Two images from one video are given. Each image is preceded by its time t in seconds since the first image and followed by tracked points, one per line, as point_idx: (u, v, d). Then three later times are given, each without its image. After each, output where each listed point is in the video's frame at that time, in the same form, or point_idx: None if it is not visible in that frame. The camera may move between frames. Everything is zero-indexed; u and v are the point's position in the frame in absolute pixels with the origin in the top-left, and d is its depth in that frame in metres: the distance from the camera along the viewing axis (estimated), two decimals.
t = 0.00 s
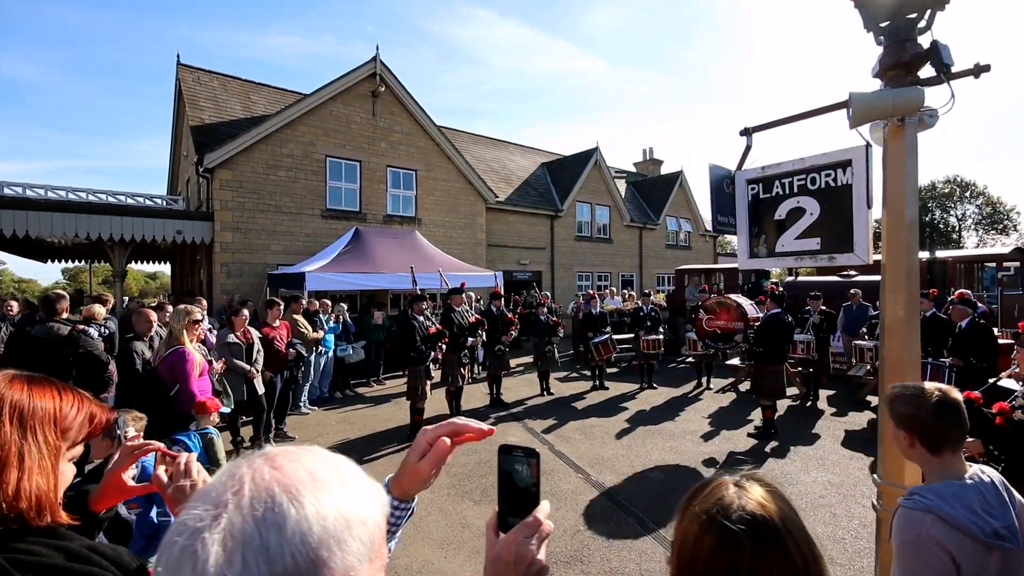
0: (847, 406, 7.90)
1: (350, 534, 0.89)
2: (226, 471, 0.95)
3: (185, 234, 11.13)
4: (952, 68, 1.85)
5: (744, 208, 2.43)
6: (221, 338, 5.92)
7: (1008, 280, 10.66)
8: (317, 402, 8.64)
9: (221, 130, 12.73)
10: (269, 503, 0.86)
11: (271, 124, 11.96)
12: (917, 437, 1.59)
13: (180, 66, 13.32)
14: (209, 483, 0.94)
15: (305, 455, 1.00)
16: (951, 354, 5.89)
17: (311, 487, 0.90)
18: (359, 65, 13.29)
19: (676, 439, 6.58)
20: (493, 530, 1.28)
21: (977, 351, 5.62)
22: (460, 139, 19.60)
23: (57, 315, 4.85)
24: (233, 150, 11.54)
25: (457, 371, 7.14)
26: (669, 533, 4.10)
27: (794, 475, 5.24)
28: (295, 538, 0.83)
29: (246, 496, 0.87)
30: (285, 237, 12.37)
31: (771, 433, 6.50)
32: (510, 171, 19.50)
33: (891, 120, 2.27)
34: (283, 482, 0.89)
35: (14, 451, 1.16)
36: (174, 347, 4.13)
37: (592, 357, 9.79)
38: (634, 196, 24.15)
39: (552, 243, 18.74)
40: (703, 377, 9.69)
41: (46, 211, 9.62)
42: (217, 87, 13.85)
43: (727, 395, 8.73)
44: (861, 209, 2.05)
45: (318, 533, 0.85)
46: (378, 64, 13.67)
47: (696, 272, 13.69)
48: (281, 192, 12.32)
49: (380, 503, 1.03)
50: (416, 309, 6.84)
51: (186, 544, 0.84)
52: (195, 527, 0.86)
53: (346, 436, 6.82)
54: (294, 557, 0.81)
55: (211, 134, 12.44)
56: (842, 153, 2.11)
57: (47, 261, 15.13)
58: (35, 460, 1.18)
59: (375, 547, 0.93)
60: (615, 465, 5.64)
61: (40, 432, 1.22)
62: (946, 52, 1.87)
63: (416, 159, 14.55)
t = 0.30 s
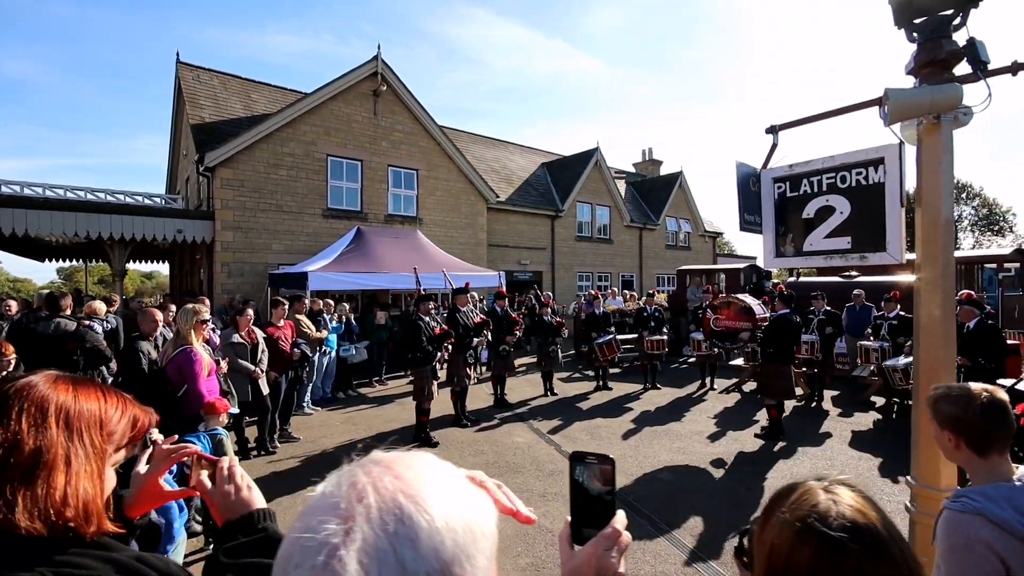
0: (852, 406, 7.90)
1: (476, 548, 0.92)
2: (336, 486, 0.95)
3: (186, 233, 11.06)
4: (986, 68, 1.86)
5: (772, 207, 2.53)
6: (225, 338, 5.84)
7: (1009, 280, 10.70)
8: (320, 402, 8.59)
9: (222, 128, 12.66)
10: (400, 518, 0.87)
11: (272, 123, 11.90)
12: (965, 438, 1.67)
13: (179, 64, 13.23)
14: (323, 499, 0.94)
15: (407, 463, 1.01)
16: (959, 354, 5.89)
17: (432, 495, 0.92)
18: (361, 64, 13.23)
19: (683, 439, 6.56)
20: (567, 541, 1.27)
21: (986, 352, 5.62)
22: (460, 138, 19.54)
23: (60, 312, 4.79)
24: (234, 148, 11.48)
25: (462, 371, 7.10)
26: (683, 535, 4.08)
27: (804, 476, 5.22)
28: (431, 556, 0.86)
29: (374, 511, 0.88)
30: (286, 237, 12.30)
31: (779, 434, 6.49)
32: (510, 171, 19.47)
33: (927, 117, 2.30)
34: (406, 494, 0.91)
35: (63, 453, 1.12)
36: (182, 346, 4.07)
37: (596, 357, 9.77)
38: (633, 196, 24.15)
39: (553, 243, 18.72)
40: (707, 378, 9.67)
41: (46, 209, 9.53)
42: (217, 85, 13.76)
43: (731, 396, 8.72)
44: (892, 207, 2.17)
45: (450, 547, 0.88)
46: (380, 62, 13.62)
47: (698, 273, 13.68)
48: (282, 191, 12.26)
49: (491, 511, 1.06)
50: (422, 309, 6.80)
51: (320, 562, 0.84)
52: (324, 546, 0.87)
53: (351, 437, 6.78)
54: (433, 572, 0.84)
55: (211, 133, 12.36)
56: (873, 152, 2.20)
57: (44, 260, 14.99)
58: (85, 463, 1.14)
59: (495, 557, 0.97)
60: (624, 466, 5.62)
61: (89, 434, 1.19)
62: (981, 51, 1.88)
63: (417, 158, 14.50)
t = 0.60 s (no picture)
0: (859, 405, 7.88)
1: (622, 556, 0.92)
2: (470, 500, 0.91)
3: (188, 233, 11.01)
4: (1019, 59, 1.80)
5: (800, 204, 2.57)
6: (231, 338, 5.79)
7: (1012, 280, 10.71)
8: (324, 402, 8.54)
9: (223, 128, 12.59)
10: (553, 533, 0.86)
11: (275, 122, 11.85)
12: (1009, 437, 1.81)
13: (180, 63, 13.15)
14: (461, 513, 0.89)
15: (531, 471, 0.99)
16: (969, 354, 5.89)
17: (572, 506, 0.91)
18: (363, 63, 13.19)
19: (691, 439, 6.53)
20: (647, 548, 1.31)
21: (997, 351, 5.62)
22: (461, 138, 19.49)
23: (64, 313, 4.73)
24: (236, 148, 11.42)
25: (469, 371, 7.06)
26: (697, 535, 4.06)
27: (814, 476, 5.20)
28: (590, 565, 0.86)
29: (525, 528, 0.86)
30: (288, 236, 12.25)
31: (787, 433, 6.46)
32: (511, 171, 19.44)
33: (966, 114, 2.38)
34: (551, 507, 0.89)
35: (118, 456, 1.08)
36: (193, 346, 4.02)
37: (601, 357, 9.74)
38: (634, 196, 24.14)
39: (554, 243, 18.69)
40: (712, 377, 9.64)
41: (47, 209, 9.46)
42: (217, 84, 13.69)
43: (737, 395, 8.70)
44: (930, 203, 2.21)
45: (603, 558, 0.88)
46: (382, 62, 13.58)
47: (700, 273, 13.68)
48: (284, 191, 12.20)
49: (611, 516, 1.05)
50: (430, 309, 6.76)
51: None
52: (484, 564, 0.81)
53: (358, 437, 6.75)
54: None
55: (213, 132, 12.31)
56: (906, 150, 2.27)
57: (42, 260, 14.88)
58: (139, 467, 1.10)
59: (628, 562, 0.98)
60: (634, 466, 5.60)
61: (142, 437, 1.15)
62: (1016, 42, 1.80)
63: (419, 158, 14.45)
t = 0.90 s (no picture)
0: (854, 404, 7.94)
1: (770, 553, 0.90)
2: (621, 529, 0.86)
3: (177, 231, 10.81)
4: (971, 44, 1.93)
5: (815, 205, 2.30)
6: (226, 339, 5.67)
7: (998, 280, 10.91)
8: (319, 403, 8.43)
9: (214, 124, 12.39)
10: (723, 566, 0.82)
11: (267, 119, 11.69)
12: None
13: (169, 58, 12.92)
14: (607, 547, 0.85)
15: (659, 491, 0.94)
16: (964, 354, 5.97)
17: (713, 522, 0.88)
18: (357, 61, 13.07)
19: (690, 439, 6.53)
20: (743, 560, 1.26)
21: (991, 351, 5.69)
22: (454, 137, 19.40)
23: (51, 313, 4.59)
24: (227, 145, 11.24)
25: (467, 371, 7.01)
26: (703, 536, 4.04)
27: (814, 475, 5.22)
28: None
29: (693, 560, 0.82)
30: (281, 235, 12.10)
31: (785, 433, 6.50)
32: (504, 171, 19.39)
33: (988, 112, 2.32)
34: (708, 535, 0.85)
35: (153, 469, 1.05)
36: (192, 346, 3.93)
37: (597, 357, 9.73)
38: (627, 196, 24.20)
39: (548, 243, 18.68)
40: (707, 377, 9.68)
41: (32, 206, 9.22)
42: (207, 80, 13.47)
43: (733, 395, 8.73)
44: (951, 203, 1.95)
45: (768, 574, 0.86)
46: (376, 59, 13.47)
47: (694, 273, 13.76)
48: (276, 189, 12.04)
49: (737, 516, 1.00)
50: (428, 309, 6.69)
51: None
52: None
53: (355, 438, 6.66)
54: None
55: (203, 129, 12.10)
56: (929, 146, 2.01)
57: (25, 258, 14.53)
58: (175, 481, 1.07)
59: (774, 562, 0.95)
60: (635, 466, 5.59)
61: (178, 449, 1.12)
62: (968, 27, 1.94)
63: (413, 157, 14.36)
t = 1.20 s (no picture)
0: (848, 401, 8.01)
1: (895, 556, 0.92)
2: (801, 565, 0.81)
3: (166, 230, 10.61)
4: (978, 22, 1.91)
5: (830, 203, 2.29)
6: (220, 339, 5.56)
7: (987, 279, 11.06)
8: (313, 404, 8.33)
9: (203, 121, 12.19)
10: None
11: (258, 116, 11.52)
12: None
13: (156, 53, 12.69)
14: None
15: (817, 513, 0.90)
16: (957, 351, 6.03)
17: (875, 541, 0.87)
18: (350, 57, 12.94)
19: (689, 438, 6.54)
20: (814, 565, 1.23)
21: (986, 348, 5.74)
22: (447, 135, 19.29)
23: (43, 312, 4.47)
24: (217, 142, 11.05)
25: (465, 371, 6.95)
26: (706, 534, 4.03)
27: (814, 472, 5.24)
28: None
29: None
30: (272, 234, 11.93)
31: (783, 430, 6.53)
32: (497, 169, 19.33)
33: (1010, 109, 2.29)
34: (873, 549, 0.85)
35: (191, 485, 1.05)
36: (194, 346, 3.88)
37: (593, 356, 9.71)
38: (619, 195, 24.24)
39: (541, 242, 18.65)
40: (703, 375, 9.70)
41: (15, 203, 8.99)
42: (196, 76, 13.25)
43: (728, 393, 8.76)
44: (971, 200, 1.94)
45: None
46: (369, 56, 13.35)
47: (688, 271, 13.81)
48: (268, 187, 11.87)
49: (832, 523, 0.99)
50: (426, 308, 6.62)
51: None
52: None
53: (351, 439, 6.58)
54: None
55: (192, 126, 11.89)
56: (946, 144, 2.00)
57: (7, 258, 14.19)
58: (212, 497, 1.08)
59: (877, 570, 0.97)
60: (636, 465, 5.57)
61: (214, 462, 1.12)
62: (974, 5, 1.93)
63: (406, 155, 14.25)
